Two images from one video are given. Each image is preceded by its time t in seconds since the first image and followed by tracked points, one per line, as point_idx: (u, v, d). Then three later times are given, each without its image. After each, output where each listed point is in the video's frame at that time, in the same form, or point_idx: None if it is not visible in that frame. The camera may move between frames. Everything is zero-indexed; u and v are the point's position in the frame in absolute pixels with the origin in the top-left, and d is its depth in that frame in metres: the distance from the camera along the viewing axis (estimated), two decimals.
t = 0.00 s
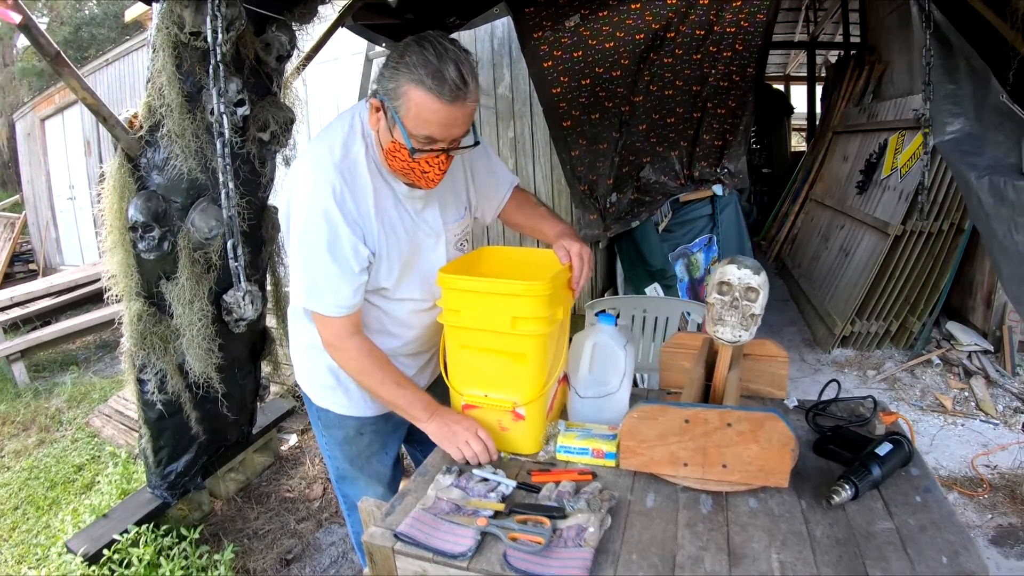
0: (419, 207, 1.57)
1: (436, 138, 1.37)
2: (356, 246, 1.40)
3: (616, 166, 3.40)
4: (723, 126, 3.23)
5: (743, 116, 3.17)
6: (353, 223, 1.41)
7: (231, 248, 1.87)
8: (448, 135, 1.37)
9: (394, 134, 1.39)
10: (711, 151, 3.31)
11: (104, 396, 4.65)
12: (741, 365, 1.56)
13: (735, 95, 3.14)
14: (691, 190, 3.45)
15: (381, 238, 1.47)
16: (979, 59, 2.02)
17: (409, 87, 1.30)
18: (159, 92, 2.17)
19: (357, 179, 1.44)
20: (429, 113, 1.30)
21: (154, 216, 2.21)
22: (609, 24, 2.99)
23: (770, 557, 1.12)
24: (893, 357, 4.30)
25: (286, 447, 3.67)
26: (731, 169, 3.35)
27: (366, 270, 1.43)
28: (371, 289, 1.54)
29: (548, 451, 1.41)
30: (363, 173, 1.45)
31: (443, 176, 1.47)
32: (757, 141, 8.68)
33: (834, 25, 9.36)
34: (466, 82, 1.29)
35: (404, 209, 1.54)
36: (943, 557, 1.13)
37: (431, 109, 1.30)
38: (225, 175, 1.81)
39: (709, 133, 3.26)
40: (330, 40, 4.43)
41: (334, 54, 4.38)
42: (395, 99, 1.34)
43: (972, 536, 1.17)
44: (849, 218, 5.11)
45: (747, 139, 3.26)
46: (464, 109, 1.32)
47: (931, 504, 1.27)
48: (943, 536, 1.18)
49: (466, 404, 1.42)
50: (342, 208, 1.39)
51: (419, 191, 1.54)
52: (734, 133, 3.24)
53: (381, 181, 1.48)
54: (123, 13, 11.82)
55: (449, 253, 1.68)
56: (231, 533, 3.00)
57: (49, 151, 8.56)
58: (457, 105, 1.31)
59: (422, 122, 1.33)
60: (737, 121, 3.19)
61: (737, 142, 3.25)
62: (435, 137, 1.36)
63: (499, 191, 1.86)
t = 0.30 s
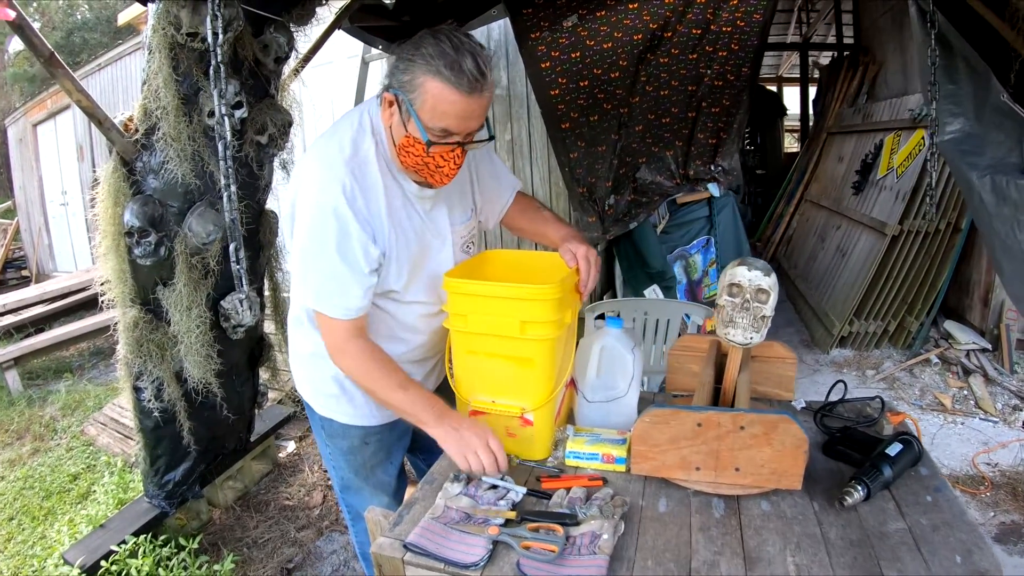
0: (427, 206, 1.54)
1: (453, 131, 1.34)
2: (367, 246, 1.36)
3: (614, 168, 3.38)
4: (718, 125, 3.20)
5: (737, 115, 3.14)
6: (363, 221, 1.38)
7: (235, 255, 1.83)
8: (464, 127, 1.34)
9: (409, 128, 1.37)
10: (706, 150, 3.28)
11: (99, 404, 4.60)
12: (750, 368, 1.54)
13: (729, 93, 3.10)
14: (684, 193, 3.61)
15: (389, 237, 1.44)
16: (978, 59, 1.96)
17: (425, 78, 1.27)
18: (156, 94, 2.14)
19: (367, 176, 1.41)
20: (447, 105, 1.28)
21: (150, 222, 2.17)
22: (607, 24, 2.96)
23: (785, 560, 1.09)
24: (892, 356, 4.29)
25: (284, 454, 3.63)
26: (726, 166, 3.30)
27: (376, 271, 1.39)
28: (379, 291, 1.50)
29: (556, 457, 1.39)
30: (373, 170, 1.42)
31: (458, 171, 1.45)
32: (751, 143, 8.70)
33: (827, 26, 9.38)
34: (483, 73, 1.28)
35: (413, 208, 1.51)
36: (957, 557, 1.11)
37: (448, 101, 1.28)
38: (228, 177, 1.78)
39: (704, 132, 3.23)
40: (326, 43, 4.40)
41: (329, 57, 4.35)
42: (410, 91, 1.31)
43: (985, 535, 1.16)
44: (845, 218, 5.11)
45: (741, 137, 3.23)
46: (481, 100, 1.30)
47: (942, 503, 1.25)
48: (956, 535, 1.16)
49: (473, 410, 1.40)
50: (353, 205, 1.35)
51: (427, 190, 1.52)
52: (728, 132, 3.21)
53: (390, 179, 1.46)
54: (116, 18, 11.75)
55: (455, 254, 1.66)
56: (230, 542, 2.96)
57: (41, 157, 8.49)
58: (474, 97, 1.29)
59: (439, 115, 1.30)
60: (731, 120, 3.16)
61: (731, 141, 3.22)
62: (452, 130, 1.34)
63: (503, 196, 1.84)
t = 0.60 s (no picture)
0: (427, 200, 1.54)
1: (454, 117, 1.35)
2: (371, 237, 1.34)
3: (606, 166, 3.38)
4: (706, 121, 3.27)
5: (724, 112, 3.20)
6: (365, 213, 1.36)
7: (241, 248, 1.81)
8: (465, 113, 1.36)
9: (411, 116, 1.37)
10: (694, 145, 3.35)
11: (90, 408, 4.56)
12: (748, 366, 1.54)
13: (717, 91, 3.15)
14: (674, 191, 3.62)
15: (389, 231, 1.43)
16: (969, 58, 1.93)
17: (427, 64, 1.29)
18: (148, 95, 2.12)
19: (367, 168, 1.40)
20: (449, 90, 1.30)
21: (143, 223, 2.15)
22: (599, 24, 2.92)
23: (787, 556, 1.10)
24: (884, 353, 4.32)
25: (278, 457, 3.61)
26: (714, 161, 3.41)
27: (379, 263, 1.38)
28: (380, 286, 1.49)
29: (555, 456, 1.38)
30: (373, 163, 1.41)
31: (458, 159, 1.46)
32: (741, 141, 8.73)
33: (815, 25, 9.44)
34: (484, 59, 1.30)
35: (412, 202, 1.51)
36: (956, 550, 1.12)
37: (450, 86, 1.30)
38: (227, 176, 1.77)
39: (692, 128, 3.30)
40: (317, 43, 4.38)
41: (321, 56, 4.33)
42: (410, 78, 1.33)
43: (982, 528, 1.16)
44: (836, 216, 5.14)
45: (728, 132, 3.32)
46: (482, 85, 1.32)
47: (940, 498, 1.26)
48: (954, 529, 1.17)
49: (471, 410, 1.39)
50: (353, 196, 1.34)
51: (425, 185, 1.51)
52: (716, 128, 3.28)
53: (390, 172, 1.45)
54: (105, 19, 11.65)
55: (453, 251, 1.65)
56: (225, 546, 2.94)
57: (30, 159, 8.41)
58: (475, 81, 1.31)
59: (441, 100, 1.32)
60: (718, 116, 3.23)
61: (719, 136, 3.30)
62: (453, 115, 1.35)
63: (498, 194, 1.84)
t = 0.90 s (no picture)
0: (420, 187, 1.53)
1: (441, 84, 1.36)
2: (349, 221, 1.34)
3: (597, 165, 3.32)
4: (695, 118, 3.12)
5: (714, 109, 3.06)
6: (348, 196, 1.36)
7: (240, 246, 1.79)
8: (452, 82, 1.36)
9: (399, 87, 1.38)
10: (682, 142, 3.20)
11: (82, 410, 4.52)
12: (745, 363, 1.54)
13: (707, 89, 3.03)
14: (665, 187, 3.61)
15: (376, 216, 1.42)
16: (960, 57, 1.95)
17: (412, 34, 1.31)
18: (142, 93, 2.10)
19: (355, 153, 1.40)
20: (435, 56, 1.31)
21: (137, 223, 2.14)
22: (592, 23, 2.92)
23: (787, 552, 1.10)
24: (876, 350, 4.35)
25: (272, 457, 3.59)
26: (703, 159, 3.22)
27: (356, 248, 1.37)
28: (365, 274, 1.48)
29: (554, 455, 1.38)
30: (362, 147, 1.41)
31: (450, 128, 1.44)
32: (732, 139, 8.76)
33: (805, 23, 9.48)
34: (467, 29, 1.35)
35: (403, 189, 1.50)
36: (953, 543, 1.13)
37: (435, 52, 1.31)
38: (226, 174, 1.74)
39: (681, 125, 3.16)
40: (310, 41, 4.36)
41: (313, 55, 4.31)
42: (398, 50, 1.34)
43: (979, 522, 1.17)
44: (827, 214, 5.17)
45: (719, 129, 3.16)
46: (468, 51, 1.35)
47: (936, 492, 1.26)
48: (951, 522, 1.18)
49: (469, 410, 1.38)
50: (339, 178, 1.34)
51: (417, 172, 1.51)
52: (705, 125, 3.13)
53: (381, 157, 1.45)
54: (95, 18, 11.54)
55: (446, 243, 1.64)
56: (221, 548, 2.92)
57: (19, 159, 8.32)
58: (461, 49, 1.33)
59: (426, 67, 1.33)
60: (707, 114, 3.09)
61: (709, 133, 3.14)
62: (440, 82, 1.35)
63: (493, 190, 1.83)
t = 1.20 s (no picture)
0: (410, 169, 1.53)
1: (410, 40, 1.40)
2: (328, 195, 1.35)
3: (592, 163, 3.32)
4: (687, 115, 3.14)
5: (707, 105, 3.07)
6: (330, 172, 1.37)
7: (240, 248, 1.77)
8: (421, 37, 1.40)
9: (375, 54, 1.42)
10: (675, 139, 3.22)
11: (77, 411, 4.50)
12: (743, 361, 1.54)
13: (699, 85, 3.03)
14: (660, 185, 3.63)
15: (362, 196, 1.43)
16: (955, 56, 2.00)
17: None
18: (139, 91, 2.09)
19: (342, 135, 1.42)
20: (403, 12, 1.36)
21: (133, 223, 2.13)
22: (587, 23, 2.85)
23: (788, 547, 1.11)
24: (870, 347, 4.37)
25: (269, 457, 3.58)
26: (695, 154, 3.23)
27: (336, 223, 1.38)
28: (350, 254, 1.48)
29: (554, 453, 1.39)
30: (348, 128, 1.44)
31: (424, 93, 1.46)
32: (726, 138, 8.78)
33: (799, 22, 9.49)
34: None
35: (392, 171, 1.50)
36: (951, 538, 1.14)
37: (402, 10, 1.36)
38: (226, 174, 1.73)
39: (673, 122, 3.18)
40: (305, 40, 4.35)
41: (307, 54, 4.30)
42: (371, 19, 1.40)
43: (976, 517, 1.18)
44: (821, 211, 5.19)
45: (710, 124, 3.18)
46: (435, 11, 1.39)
47: (933, 488, 1.27)
48: (948, 517, 1.19)
49: (469, 409, 1.38)
50: (322, 157, 1.36)
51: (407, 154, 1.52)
52: (697, 121, 3.15)
53: (368, 141, 1.47)
54: (87, 16, 11.43)
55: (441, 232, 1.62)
56: (219, 549, 2.91)
57: (11, 158, 8.25)
58: (428, 9, 1.38)
59: (395, 26, 1.38)
60: (699, 111, 3.10)
61: (701, 129, 3.15)
62: (408, 38, 1.39)
63: (489, 187, 1.83)
